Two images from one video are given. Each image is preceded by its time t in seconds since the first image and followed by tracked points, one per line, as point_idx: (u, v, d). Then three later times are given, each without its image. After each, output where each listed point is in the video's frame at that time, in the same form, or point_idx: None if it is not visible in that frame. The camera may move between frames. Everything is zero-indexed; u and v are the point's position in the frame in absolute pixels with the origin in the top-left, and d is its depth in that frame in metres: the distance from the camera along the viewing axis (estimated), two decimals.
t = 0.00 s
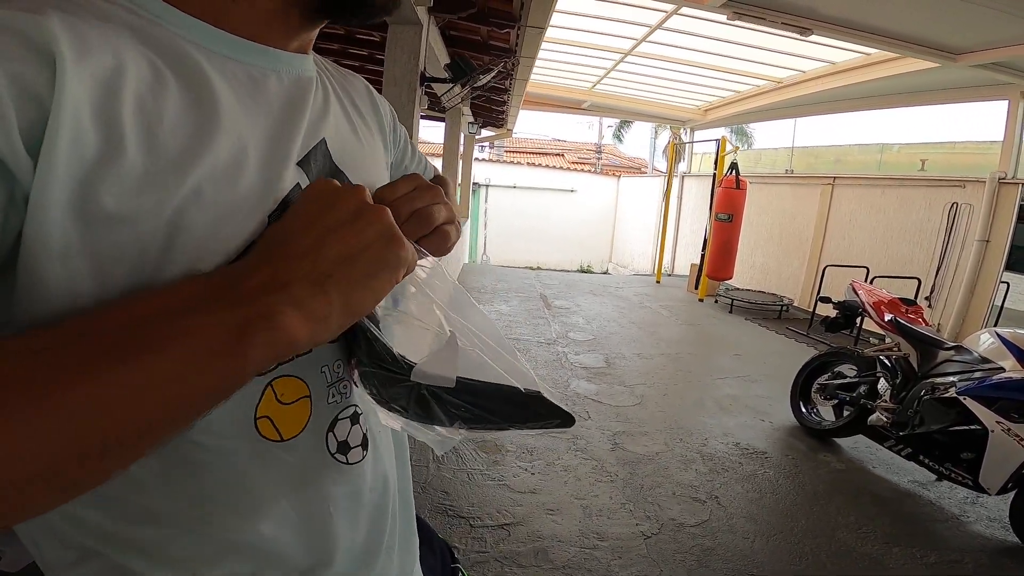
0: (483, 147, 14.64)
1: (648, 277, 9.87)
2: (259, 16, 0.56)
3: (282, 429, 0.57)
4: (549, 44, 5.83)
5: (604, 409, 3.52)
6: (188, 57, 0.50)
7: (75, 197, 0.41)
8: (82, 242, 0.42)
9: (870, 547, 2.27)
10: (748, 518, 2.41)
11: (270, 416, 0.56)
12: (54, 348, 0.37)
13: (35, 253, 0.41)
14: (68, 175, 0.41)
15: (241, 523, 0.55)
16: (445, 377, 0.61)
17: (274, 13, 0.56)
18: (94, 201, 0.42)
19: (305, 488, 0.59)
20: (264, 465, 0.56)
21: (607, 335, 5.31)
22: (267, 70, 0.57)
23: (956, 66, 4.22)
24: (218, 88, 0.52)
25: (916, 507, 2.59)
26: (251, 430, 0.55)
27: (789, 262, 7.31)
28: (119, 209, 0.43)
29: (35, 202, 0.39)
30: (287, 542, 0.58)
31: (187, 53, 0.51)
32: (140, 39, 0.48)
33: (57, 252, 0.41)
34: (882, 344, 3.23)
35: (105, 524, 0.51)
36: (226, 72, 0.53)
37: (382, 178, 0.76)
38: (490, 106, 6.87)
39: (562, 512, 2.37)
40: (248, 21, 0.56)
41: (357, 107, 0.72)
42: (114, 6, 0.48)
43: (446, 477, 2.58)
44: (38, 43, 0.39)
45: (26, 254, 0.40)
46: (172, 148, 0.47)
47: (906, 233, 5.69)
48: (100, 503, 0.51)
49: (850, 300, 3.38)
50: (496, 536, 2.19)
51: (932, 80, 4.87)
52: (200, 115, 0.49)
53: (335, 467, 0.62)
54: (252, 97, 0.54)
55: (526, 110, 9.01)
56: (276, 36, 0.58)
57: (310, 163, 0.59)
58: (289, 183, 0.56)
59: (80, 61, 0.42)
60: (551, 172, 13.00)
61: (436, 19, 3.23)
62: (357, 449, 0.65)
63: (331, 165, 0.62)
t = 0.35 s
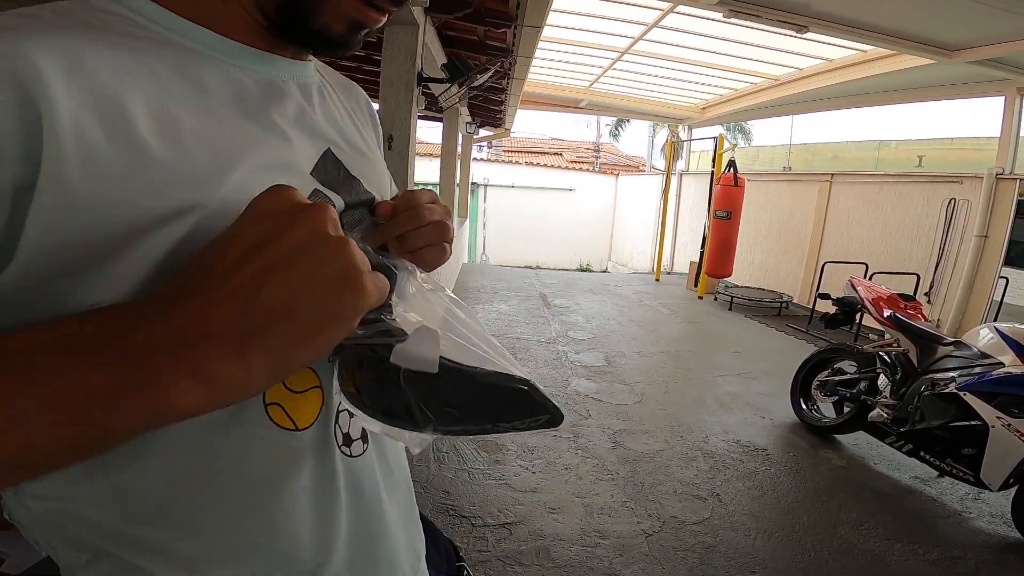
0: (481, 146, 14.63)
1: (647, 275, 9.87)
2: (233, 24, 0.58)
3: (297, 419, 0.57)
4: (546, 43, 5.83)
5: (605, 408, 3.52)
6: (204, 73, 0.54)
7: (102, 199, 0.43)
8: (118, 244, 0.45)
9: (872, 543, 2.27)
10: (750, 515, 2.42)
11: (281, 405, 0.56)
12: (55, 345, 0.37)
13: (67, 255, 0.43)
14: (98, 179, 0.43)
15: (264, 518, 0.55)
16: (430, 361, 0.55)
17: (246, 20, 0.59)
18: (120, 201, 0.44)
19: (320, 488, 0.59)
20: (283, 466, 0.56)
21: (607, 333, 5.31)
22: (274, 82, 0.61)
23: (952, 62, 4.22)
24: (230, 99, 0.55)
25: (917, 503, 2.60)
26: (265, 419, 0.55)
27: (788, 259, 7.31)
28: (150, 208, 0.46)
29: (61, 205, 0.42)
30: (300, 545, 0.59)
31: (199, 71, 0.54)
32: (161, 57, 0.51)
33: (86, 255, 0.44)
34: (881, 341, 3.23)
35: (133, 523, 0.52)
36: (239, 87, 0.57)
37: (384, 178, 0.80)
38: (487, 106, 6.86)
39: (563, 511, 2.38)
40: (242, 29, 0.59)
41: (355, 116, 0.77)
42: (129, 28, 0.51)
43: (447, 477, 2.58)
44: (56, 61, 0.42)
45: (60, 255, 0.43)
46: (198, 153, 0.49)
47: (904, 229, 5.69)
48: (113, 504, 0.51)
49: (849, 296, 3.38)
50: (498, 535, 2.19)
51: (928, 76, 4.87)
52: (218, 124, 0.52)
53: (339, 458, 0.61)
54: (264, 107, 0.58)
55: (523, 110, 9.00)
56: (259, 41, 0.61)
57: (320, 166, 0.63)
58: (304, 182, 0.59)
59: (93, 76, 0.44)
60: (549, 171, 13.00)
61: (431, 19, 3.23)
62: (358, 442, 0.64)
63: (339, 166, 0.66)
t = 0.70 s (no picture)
0: (478, 150, 14.64)
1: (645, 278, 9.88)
2: (226, 25, 0.57)
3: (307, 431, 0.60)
4: (542, 47, 5.85)
5: (604, 410, 3.52)
6: (177, 84, 0.51)
7: (59, 227, 0.41)
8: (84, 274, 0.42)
9: (873, 544, 2.27)
10: (750, 517, 2.42)
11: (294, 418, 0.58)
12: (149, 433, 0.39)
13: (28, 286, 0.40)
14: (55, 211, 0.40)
15: (255, 530, 0.57)
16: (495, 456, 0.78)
17: (234, 25, 0.57)
18: (79, 229, 0.41)
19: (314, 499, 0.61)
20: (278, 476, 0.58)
21: (606, 336, 5.31)
22: (256, 89, 0.58)
23: (945, 62, 4.24)
24: (207, 110, 0.51)
25: (918, 503, 2.60)
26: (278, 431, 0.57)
27: (785, 260, 7.33)
28: (112, 242, 0.43)
29: (20, 233, 0.39)
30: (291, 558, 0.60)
31: (176, 85, 0.51)
32: (131, 72, 0.48)
33: (48, 285, 0.41)
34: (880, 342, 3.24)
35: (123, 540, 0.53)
36: (217, 99, 0.53)
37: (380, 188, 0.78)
38: (484, 110, 6.87)
39: (564, 514, 2.37)
40: (231, 33, 0.57)
41: (342, 127, 0.74)
42: (101, 38, 0.49)
43: (446, 481, 2.57)
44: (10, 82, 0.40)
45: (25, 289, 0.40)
46: (157, 174, 0.46)
47: (901, 230, 5.71)
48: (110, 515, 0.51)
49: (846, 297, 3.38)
50: (498, 539, 2.18)
51: (922, 77, 4.89)
52: (189, 141, 0.49)
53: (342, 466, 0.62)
54: (244, 116, 0.54)
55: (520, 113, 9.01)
56: (248, 47, 0.59)
57: (307, 178, 0.59)
58: (287, 197, 0.55)
59: (49, 97, 0.42)
60: (546, 175, 13.03)
61: (427, 23, 3.24)
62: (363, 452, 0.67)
63: (336, 176, 0.64)
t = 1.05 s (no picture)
0: (481, 150, 14.63)
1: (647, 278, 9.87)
2: (215, 21, 0.59)
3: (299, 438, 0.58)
4: (545, 46, 5.85)
5: (605, 410, 3.52)
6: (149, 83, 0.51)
7: (26, 227, 0.41)
8: (57, 276, 0.42)
9: (875, 545, 2.27)
10: (751, 517, 2.41)
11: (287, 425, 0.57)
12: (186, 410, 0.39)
13: None
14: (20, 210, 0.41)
15: (259, 538, 0.57)
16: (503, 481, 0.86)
17: (224, 21, 0.59)
18: (47, 229, 0.41)
19: (316, 505, 0.61)
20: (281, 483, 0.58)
21: (608, 336, 5.31)
22: (235, 87, 0.58)
23: (951, 63, 4.23)
24: (181, 109, 0.52)
25: (920, 504, 2.59)
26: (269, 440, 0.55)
27: (788, 261, 7.32)
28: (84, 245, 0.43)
29: None
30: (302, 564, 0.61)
31: (152, 86, 0.51)
32: (103, 72, 0.49)
33: (20, 289, 0.41)
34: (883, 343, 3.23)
35: (123, 537, 0.53)
36: (191, 98, 0.53)
37: (377, 186, 0.78)
38: (487, 109, 6.88)
39: (565, 514, 2.37)
40: (217, 30, 0.59)
41: (333, 122, 0.73)
42: (76, 40, 0.50)
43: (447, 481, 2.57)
44: None
45: None
46: (126, 173, 0.46)
47: (904, 231, 5.70)
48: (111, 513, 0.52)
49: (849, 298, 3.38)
50: (499, 538, 2.18)
51: (927, 78, 4.88)
52: (163, 140, 0.49)
53: (345, 475, 0.63)
54: (222, 114, 0.55)
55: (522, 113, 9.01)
56: (238, 43, 0.61)
57: (293, 172, 0.59)
58: (272, 192, 0.56)
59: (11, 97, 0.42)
60: (548, 174, 13.02)
61: (430, 23, 3.24)
62: (363, 458, 0.66)
63: (324, 171, 0.64)
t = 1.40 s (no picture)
0: (486, 152, 14.66)
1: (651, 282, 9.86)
2: (204, 22, 0.58)
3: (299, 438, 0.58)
4: (551, 50, 5.86)
5: (606, 414, 3.51)
6: (151, 85, 0.51)
7: (35, 231, 0.42)
8: (62, 279, 0.43)
9: (873, 551, 2.26)
10: (750, 523, 2.41)
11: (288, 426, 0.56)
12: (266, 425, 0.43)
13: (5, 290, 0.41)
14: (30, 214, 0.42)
15: (255, 535, 0.57)
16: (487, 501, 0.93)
17: (220, 23, 0.59)
18: (52, 233, 0.42)
19: (311, 506, 0.61)
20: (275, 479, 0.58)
21: (610, 340, 5.30)
22: (235, 86, 0.58)
23: (957, 70, 4.22)
24: (184, 109, 0.52)
25: (920, 512, 2.58)
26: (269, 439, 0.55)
27: (792, 268, 7.30)
28: (90, 247, 0.43)
29: None
30: (302, 566, 0.61)
31: (158, 92, 0.52)
32: (107, 77, 0.49)
33: (26, 291, 0.42)
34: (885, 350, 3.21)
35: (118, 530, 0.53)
36: (195, 102, 0.53)
37: (375, 184, 0.78)
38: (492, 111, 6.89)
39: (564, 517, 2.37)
40: (218, 35, 0.59)
41: (330, 120, 0.73)
42: (74, 42, 0.50)
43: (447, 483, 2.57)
44: None
45: None
46: (127, 176, 0.46)
47: (909, 239, 5.68)
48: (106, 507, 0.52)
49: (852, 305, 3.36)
50: (498, 540, 2.18)
51: (933, 85, 4.87)
52: (165, 141, 0.50)
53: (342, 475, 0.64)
54: (223, 113, 0.55)
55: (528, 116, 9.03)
56: (233, 44, 0.60)
57: (294, 173, 0.60)
58: (273, 194, 0.56)
59: (19, 98, 0.42)
60: (553, 178, 13.04)
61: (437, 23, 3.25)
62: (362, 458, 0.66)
63: (322, 171, 0.64)
